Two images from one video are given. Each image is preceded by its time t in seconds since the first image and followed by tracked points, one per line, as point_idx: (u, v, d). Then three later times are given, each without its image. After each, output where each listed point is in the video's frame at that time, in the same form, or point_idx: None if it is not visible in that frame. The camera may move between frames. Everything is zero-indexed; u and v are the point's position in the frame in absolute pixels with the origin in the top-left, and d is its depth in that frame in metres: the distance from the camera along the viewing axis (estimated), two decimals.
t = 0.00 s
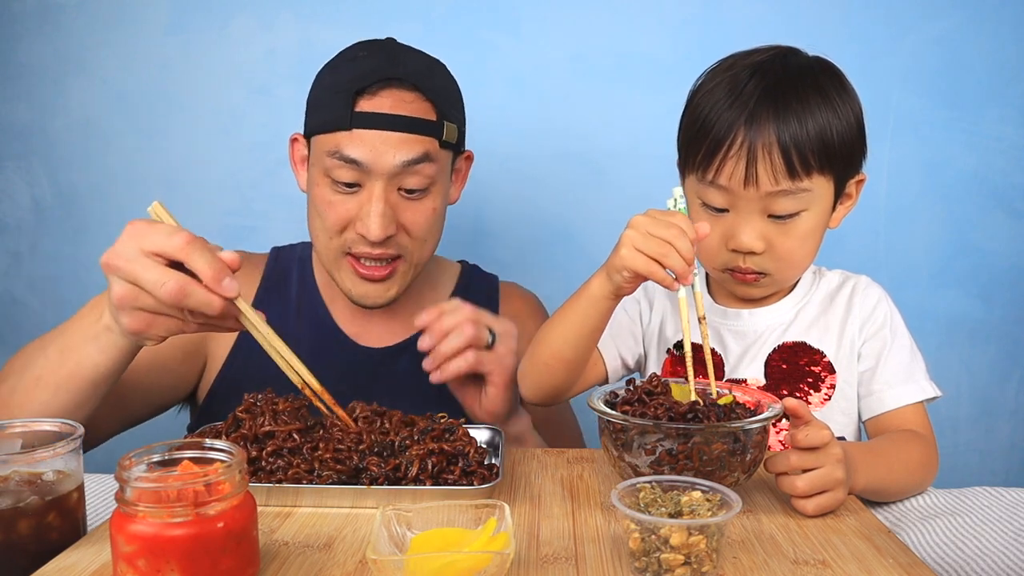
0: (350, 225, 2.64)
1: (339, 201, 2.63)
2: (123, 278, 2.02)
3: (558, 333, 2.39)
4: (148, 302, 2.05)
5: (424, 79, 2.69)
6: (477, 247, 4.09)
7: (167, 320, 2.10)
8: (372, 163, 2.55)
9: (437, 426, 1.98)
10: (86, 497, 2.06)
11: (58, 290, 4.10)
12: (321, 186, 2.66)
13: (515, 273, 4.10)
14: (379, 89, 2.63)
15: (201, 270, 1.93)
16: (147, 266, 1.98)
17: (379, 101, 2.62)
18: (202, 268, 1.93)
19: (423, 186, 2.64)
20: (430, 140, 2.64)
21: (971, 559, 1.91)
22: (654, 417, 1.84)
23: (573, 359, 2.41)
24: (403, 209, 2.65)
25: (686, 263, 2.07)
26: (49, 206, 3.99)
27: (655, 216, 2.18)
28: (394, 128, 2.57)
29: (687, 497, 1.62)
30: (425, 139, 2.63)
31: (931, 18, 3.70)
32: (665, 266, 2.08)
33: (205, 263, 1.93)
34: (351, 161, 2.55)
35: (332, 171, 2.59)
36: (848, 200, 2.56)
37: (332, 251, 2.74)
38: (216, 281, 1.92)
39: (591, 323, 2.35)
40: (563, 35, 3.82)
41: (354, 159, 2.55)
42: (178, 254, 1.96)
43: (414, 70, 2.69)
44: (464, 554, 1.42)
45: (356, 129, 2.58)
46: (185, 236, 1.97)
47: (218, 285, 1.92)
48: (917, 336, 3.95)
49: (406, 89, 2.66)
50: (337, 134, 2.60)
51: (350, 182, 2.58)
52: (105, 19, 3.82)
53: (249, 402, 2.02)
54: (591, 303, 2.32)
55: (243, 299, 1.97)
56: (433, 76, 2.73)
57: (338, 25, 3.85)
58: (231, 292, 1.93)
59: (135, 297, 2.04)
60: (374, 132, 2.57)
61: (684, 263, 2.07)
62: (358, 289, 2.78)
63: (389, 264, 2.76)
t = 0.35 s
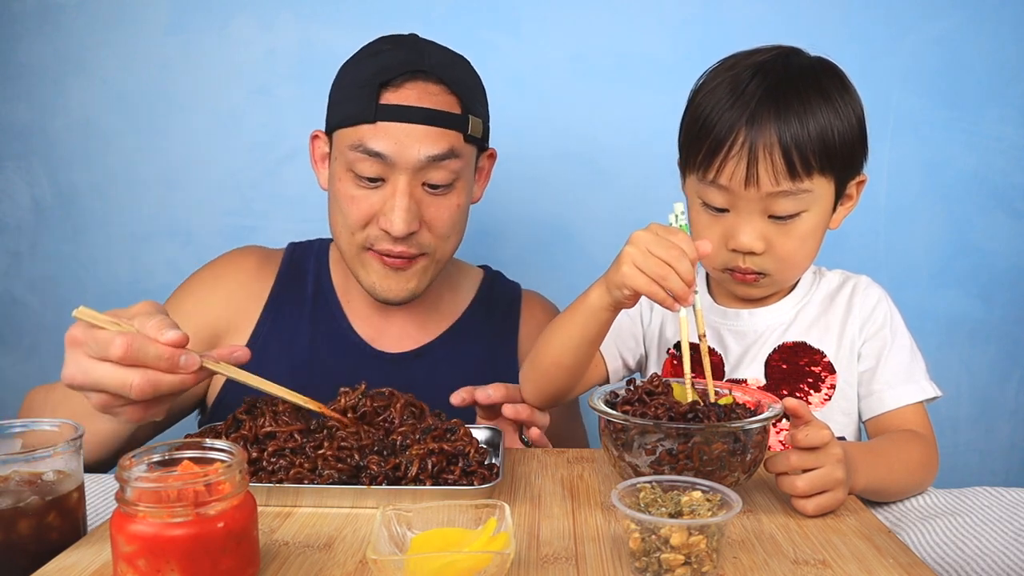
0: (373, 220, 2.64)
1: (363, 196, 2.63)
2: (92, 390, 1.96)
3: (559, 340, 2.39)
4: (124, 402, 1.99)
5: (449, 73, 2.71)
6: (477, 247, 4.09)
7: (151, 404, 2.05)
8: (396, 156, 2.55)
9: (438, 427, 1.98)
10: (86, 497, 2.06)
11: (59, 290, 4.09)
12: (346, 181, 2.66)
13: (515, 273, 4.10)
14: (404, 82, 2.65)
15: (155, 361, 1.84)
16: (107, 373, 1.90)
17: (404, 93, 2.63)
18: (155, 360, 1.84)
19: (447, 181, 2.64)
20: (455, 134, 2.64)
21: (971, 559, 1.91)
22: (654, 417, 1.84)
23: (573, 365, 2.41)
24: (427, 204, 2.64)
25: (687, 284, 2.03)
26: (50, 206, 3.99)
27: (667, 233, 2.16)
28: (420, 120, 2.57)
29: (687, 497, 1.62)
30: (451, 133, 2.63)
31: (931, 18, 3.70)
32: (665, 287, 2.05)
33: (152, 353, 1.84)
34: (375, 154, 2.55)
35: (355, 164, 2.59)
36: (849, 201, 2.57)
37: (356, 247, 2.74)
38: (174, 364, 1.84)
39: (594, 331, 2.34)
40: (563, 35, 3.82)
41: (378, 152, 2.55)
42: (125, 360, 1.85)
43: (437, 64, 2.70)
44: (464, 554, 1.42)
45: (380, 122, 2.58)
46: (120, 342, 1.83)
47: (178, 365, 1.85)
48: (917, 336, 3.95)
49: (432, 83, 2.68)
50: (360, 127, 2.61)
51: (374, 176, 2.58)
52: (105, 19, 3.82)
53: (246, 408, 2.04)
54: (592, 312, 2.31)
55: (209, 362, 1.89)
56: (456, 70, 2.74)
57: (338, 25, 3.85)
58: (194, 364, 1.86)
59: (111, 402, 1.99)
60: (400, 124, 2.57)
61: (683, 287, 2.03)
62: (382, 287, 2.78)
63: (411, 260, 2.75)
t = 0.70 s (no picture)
0: (377, 213, 2.64)
1: (366, 187, 2.63)
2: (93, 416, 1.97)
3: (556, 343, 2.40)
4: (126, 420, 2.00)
5: (455, 67, 2.71)
6: (477, 247, 4.09)
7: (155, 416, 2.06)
8: (401, 148, 2.55)
9: (440, 425, 1.98)
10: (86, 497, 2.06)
11: (59, 290, 4.09)
12: (349, 173, 2.66)
13: (515, 273, 4.10)
14: (410, 74, 2.66)
15: (144, 373, 1.85)
16: (100, 397, 1.91)
17: (409, 85, 2.63)
18: (142, 372, 1.85)
19: (452, 174, 2.63)
20: (459, 127, 2.64)
21: (971, 559, 1.91)
22: (654, 417, 1.84)
23: (569, 366, 2.41)
24: (431, 197, 2.63)
25: (694, 307, 2.06)
26: (49, 206, 3.99)
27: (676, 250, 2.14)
28: (425, 112, 2.57)
29: (687, 497, 1.62)
30: (455, 126, 2.63)
31: (932, 18, 3.70)
32: (672, 306, 2.07)
33: (138, 367, 1.84)
34: (379, 145, 2.55)
35: (359, 156, 2.59)
36: (851, 203, 2.57)
37: (360, 241, 2.74)
38: (161, 372, 1.84)
39: (596, 334, 2.34)
40: (563, 35, 3.82)
41: (382, 143, 2.55)
42: (114, 379, 1.86)
43: (444, 58, 2.71)
44: (464, 554, 1.42)
45: (385, 113, 2.59)
46: (104, 365, 1.84)
47: (166, 373, 1.84)
48: (917, 336, 3.95)
49: (438, 76, 2.68)
50: (365, 119, 2.61)
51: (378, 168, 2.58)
52: (105, 19, 3.82)
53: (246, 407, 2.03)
54: (592, 317, 2.31)
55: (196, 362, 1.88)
56: (463, 64, 2.75)
57: (338, 25, 3.85)
58: (182, 368, 1.86)
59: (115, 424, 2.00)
60: (404, 115, 2.57)
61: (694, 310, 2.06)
62: (385, 285, 2.79)
63: (416, 257, 2.75)
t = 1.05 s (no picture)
0: (373, 207, 2.64)
1: (363, 181, 2.63)
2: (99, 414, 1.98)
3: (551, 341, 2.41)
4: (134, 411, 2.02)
5: (451, 63, 2.72)
6: (477, 246, 4.09)
7: (160, 403, 2.08)
8: (397, 141, 2.56)
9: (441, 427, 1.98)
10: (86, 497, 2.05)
11: (59, 290, 4.10)
12: (347, 167, 2.67)
13: (516, 274, 4.10)
14: (406, 70, 2.66)
15: (139, 360, 1.87)
16: (100, 393, 1.92)
17: (405, 81, 2.64)
18: (137, 358, 1.86)
19: (448, 168, 2.64)
20: (455, 122, 2.65)
21: (971, 559, 1.91)
22: (654, 417, 1.84)
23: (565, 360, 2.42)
24: (428, 190, 2.64)
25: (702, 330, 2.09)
26: (49, 206, 3.99)
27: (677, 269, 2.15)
28: (421, 106, 2.58)
29: (687, 497, 1.62)
30: (451, 120, 2.64)
31: (932, 18, 3.70)
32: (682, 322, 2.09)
33: (131, 354, 1.86)
34: (376, 139, 2.57)
35: (357, 150, 2.60)
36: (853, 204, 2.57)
37: (358, 239, 2.74)
38: (156, 355, 1.87)
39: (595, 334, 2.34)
40: (563, 35, 3.82)
41: (379, 137, 2.56)
42: (111, 371, 1.88)
43: (440, 55, 2.72)
44: (464, 554, 1.42)
45: (382, 108, 2.60)
46: (98, 359, 1.85)
47: (161, 355, 1.87)
48: (917, 336, 3.95)
49: (434, 71, 2.69)
50: (362, 115, 2.62)
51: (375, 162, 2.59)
52: (105, 19, 3.82)
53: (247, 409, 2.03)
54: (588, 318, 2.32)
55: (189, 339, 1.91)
56: (460, 62, 2.76)
57: (338, 25, 3.85)
58: (176, 348, 1.89)
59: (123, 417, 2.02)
60: (401, 110, 2.58)
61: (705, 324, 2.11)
62: (382, 275, 2.76)
63: (412, 249, 2.73)
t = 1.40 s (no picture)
0: (368, 194, 2.64)
1: (357, 169, 2.65)
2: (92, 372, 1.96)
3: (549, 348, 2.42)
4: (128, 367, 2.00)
5: (440, 54, 2.79)
6: (477, 246, 4.09)
7: (156, 361, 2.05)
8: (390, 128, 2.60)
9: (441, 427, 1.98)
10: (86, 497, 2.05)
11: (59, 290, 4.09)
12: (341, 158, 2.68)
13: (515, 273, 4.11)
14: (397, 60, 2.72)
15: (128, 312, 1.84)
16: (92, 349, 1.89)
17: (397, 70, 2.70)
18: (126, 310, 1.84)
19: (441, 153, 2.66)
20: (446, 109, 2.69)
21: (971, 559, 1.91)
22: (634, 419, 1.84)
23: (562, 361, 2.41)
24: (421, 177, 2.65)
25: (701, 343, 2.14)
26: (49, 206, 3.99)
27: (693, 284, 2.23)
28: (412, 92, 2.62)
29: (687, 497, 1.62)
30: (442, 107, 2.68)
31: (932, 17, 3.70)
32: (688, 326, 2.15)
33: (120, 307, 1.84)
34: (369, 125, 2.60)
35: (351, 138, 2.63)
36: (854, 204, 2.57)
37: (357, 239, 2.74)
38: (145, 308, 1.84)
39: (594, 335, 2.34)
40: (563, 36, 3.82)
41: (373, 123, 2.60)
42: (100, 324, 1.85)
43: (430, 47, 2.78)
44: (464, 554, 1.42)
45: (374, 96, 2.64)
46: (86, 313, 1.83)
47: (150, 308, 1.84)
48: (917, 336, 3.95)
49: (424, 62, 2.75)
50: (356, 103, 2.67)
51: (369, 147, 2.62)
52: (105, 18, 3.82)
53: (248, 409, 2.02)
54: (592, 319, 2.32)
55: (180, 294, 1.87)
56: (450, 56, 2.82)
57: (338, 25, 3.85)
58: (164, 302, 1.85)
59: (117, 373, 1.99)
60: (393, 97, 2.62)
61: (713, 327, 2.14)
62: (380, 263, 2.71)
63: (409, 236, 2.70)
